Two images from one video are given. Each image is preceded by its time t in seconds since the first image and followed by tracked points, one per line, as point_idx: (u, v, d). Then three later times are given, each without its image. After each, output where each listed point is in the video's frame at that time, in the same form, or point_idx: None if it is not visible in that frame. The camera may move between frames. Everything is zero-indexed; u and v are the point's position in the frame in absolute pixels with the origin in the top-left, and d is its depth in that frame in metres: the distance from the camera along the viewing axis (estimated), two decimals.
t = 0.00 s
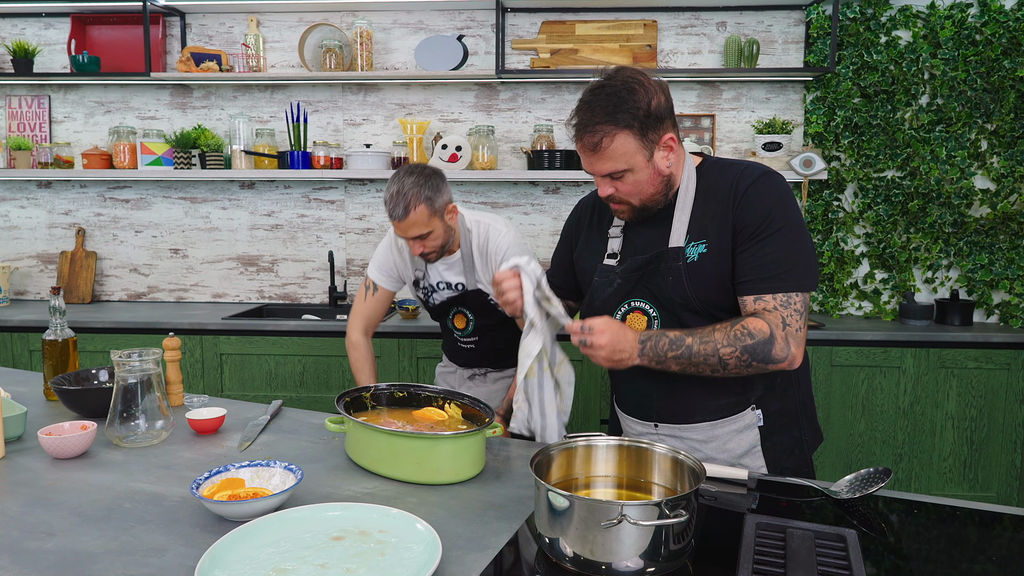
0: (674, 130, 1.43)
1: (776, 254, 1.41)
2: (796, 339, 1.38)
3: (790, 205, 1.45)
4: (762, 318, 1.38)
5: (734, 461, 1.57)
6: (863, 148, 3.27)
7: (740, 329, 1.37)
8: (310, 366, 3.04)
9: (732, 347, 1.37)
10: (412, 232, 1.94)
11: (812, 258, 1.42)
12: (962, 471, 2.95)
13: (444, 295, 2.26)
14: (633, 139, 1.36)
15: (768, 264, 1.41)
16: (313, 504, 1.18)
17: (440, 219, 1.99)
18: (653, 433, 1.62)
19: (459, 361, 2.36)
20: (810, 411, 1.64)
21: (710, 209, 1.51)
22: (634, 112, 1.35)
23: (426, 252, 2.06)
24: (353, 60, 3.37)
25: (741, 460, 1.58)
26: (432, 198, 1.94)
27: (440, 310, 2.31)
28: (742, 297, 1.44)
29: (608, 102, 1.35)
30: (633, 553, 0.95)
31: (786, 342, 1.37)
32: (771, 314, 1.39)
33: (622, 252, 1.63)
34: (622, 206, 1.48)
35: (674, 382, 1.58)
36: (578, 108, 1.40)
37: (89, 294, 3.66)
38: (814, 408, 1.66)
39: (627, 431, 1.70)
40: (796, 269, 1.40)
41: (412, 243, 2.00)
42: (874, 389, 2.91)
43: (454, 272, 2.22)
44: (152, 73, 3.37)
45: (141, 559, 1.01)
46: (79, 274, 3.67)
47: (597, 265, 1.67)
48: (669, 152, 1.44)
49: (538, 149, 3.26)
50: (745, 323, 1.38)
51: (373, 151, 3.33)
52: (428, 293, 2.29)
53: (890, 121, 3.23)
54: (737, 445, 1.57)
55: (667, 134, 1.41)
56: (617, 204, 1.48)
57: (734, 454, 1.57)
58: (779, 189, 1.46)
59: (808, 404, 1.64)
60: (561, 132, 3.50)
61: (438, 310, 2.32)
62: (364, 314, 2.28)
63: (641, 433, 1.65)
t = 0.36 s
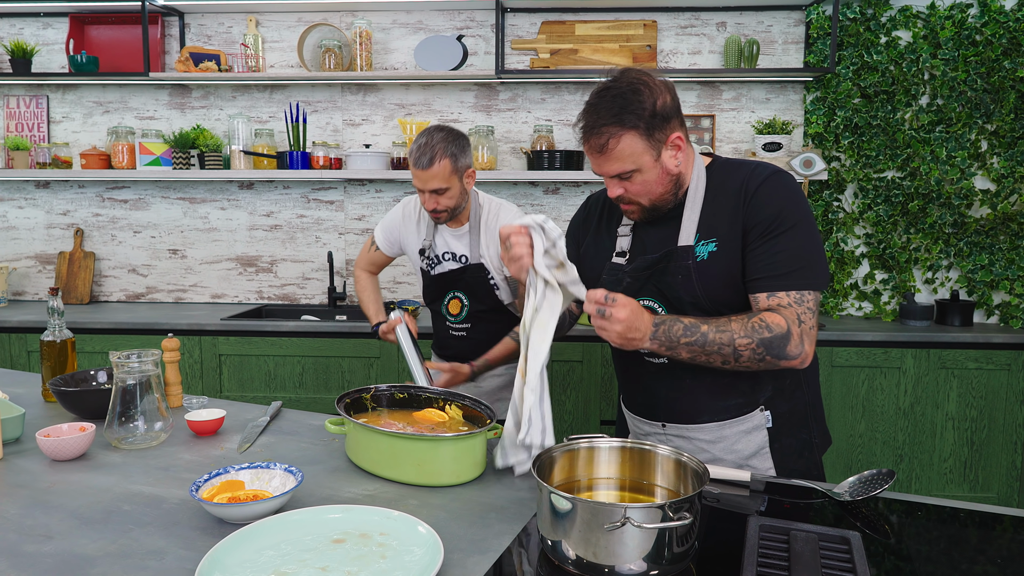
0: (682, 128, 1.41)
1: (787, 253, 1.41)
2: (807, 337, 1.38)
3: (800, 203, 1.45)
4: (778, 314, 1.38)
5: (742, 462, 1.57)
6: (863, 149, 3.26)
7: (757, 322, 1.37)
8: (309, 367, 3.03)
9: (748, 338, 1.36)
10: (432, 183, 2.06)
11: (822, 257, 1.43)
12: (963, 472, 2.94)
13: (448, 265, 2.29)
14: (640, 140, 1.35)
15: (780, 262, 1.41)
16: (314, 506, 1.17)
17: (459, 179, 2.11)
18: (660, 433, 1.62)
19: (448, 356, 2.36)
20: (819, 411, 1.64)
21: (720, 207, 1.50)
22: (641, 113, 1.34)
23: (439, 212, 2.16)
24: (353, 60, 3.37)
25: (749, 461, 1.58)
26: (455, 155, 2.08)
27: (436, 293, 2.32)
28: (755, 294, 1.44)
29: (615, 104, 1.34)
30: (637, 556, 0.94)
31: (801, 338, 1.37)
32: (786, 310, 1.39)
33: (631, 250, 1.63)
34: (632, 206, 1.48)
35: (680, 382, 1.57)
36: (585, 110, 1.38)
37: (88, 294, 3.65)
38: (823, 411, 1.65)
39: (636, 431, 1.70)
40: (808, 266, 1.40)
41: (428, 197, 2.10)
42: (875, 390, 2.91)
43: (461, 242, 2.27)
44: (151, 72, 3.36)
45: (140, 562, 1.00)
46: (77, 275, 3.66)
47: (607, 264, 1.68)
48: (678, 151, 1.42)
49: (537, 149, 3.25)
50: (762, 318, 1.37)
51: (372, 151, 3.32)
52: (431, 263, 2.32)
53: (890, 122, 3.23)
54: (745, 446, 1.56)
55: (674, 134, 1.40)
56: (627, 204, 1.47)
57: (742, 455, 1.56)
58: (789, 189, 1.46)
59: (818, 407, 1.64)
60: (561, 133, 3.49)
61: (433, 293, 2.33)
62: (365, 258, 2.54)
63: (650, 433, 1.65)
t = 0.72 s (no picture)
0: (699, 122, 1.42)
1: (837, 249, 1.42)
2: (876, 330, 1.41)
3: (825, 198, 1.47)
4: (845, 314, 1.40)
5: (752, 464, 1.54)
6: (859, 150, 3.27)
7: (829, 329, 1.39)
8: (306, 368, 3.02)
9: (825, 346, 1.37)
10: (442, 137, 2.23)
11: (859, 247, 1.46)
12: (960, 472, 2.95)
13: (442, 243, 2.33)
14: (657, 125, 1.36)
15: (828, 258, 1.42)
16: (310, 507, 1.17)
17: (470, 147, 2.25)
18: (671, 436, 1.58)
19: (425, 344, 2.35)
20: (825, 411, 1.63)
21: (743, 208, 1.50)
22: (661, 99, 1.35)
23: (441, 174, 2.25)
24: (350, 60, 3.37)
25: (759, 463, 1.55)
26: (473, 125, 2.28)
27: (426, 273, 2.35)
28: (813, 298, 1.44)
29: (638, 88, 1.36)
30: (633, 556, 0.94)
31: (871, 331, 1.40)
32: (850, 308, 1.41)
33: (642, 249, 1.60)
34: (642, 197, 1.46)
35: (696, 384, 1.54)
36: (607, 90, 1.40)
37: (85, 295, 3.64)
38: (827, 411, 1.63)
39: (641, 431, 1.66)
40: (854, 259, 1.43)
41: (436, 153, 2.24)
42: (872, 391, 2.91)
43: (459, 220, 2.31)
44: (147, 73, 3.35)
45: (136, 564, 1.00)
46: (74, 276, 3.65)
47: (617, 262, 1.64)
48: (692, 145, 1.43)
49: (535, 150, 3.25)
50: (831, 322, 1.40)
51: (369, 151, 3.32)
52: (429, 240, 2.36)
53: (887, 122, 3.23)
54: (757, 448, 1.54)
55: (692, 126, 1.41)
56: (636, 195, 1.46)
57: (753, 456, 1.54)
58: (813, 185, 1.48)
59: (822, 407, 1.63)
60: (558, 133, 3.49)
61: (423, 274, 2.36)
62: (396, 266, 2.49)
63: (658, 435, 1.61)
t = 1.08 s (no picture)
0: (700, 118, 1.43)
1: (862, 234, 1.46)
2: (908, 305, 1.46)
3: (837, 184, 1.51)
4: (880, 294, 1.45)
5: (772, 464, 1.54)
6: (857, 150, 3.27)
7: (870, 314, 1.44)
8: (305, 368, 3.02)
9: (870, 331, 1.43)
10: (465, 127, 2.22)
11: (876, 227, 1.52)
12: (958, 471, 2.96)
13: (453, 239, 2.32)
14: (658, 122, 1.38)
15: (857, 243, 1.45)
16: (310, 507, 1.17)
17: (491, 141, 2.25)
18: (691, 437, 1.58)
19: (429, 344, 2.35)
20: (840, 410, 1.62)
21: (758, 204, 1.52)
22: (659, 96, 1.37)
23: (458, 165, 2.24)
24: (349, 60, 3.36)
25: (778, 463, 1.55)
26: (496, 118, 2.27)
27: (435, 269, 2.34)
28: (847, 285, 1.48)
29: (635, 86, 1.38)
30: (632, 556, 0.95)
31: (905, 307, 1.45)
32: (884, 288, 1.46)
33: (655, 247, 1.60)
34: (648, 196, 1.47)
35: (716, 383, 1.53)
36: (606, 91, 1.42)
37: (83, 295, 3.64)
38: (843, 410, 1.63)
39: (659, 433, 1.65)
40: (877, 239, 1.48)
41: (456, 143, 2.23)
42: (870, 390, 2.92)
43: (472, 218, 2.31)
44: (146, 73, 3.35)
45: (136, 564, 1.00)
46: (72, 276, 3.65)
47: (628, 262, 1.63)
48: (695, 141, 1.44)
49: (534, 150, 3.25)
50: (869, 306, 1.44)
51: (368, 151, 3.32)
52: (439, 234, 2.34)
53: (885, 122, 3.24)
54: (777, 447, 1.54)
55: (692, 122, 1.42)
56: (642, 194, 1.47)
57: (773, 456, 1.54)
58: (823, 172, 1.52)
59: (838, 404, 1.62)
60: (557, 133, 3.50)
61: (432, 270, 2.35)
62: (402, 257, 2.47)
63: (677, 436, 1.60)
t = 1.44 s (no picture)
0: (731, 114, 1.44)
1: (888, 236, 1.48)
2: (930, 307, 1.49)
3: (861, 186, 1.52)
4: (907, 296, 1.48)
5: (786, 466, 1.52)
6: (855, 150, 3.28)
7: (898, 315, 1.46)
8: (302, 368, 3.02)
9: (899, 333, 1.45)
10: (486, 129, 2.17)
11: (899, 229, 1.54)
12: (955, 471, 2.96)
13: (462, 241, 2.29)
14: (690, 115, 1.39)
15: (883, 245, 1.47)
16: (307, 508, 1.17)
17: (511, 145, 2.20)
18: (705, 437, 1.54)
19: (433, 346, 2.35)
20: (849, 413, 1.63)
21: (784, 203, 1.52)
22: (693, 88, 1.38)
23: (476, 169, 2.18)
24: (346, 60, 3.36)
25: (792, 466, 1.53)
26: (518, 121, 2.22)
27: (443, 270, 2.31)
28: (873, 287, 1.49)
29: (670, 76, 1.39)
30: (630, 556, 0.94)
31: (928, 310, 1.48)
32: (910, 290, 1.48)
33: (676, 244, 1.59)
34: (671, 189, 1.48)
35: (734, 383, 1.51)
36: (639, 80, 1.43)
37: (80, 295, 3.63)
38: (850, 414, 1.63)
39: (669, 433, 1.61)
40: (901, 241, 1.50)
41: (475, 145, 2.18)
42: (868, 390, 2.92)
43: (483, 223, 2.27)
44: (143, 73, 3.35)
45: (131, 565, 1.00)
46: (69, 276, 3.64)
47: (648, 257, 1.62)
48: (724, 137, 1.45)
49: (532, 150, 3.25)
50: (897, 308, 1.47)
51: (366, 152, 3.32)
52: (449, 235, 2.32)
53: (882, 123, 3.24)
54: (791, 450, 1.52)
55: (723, 118, 1.43)
56: (666, 187, 1.47)
57: (787, 459, 1.52)
58: (848, 174, 1.53)
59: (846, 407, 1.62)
60: (554, 134, 3.50)
61: (440, 271, 2.32)
62: (397, 239, 2.44)
63: (690, 436, 1.56)
